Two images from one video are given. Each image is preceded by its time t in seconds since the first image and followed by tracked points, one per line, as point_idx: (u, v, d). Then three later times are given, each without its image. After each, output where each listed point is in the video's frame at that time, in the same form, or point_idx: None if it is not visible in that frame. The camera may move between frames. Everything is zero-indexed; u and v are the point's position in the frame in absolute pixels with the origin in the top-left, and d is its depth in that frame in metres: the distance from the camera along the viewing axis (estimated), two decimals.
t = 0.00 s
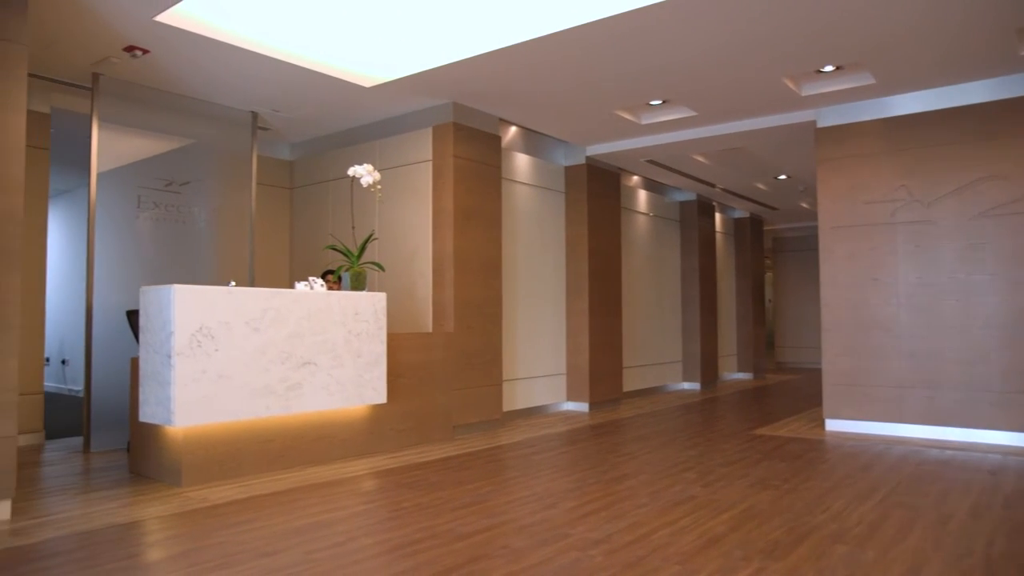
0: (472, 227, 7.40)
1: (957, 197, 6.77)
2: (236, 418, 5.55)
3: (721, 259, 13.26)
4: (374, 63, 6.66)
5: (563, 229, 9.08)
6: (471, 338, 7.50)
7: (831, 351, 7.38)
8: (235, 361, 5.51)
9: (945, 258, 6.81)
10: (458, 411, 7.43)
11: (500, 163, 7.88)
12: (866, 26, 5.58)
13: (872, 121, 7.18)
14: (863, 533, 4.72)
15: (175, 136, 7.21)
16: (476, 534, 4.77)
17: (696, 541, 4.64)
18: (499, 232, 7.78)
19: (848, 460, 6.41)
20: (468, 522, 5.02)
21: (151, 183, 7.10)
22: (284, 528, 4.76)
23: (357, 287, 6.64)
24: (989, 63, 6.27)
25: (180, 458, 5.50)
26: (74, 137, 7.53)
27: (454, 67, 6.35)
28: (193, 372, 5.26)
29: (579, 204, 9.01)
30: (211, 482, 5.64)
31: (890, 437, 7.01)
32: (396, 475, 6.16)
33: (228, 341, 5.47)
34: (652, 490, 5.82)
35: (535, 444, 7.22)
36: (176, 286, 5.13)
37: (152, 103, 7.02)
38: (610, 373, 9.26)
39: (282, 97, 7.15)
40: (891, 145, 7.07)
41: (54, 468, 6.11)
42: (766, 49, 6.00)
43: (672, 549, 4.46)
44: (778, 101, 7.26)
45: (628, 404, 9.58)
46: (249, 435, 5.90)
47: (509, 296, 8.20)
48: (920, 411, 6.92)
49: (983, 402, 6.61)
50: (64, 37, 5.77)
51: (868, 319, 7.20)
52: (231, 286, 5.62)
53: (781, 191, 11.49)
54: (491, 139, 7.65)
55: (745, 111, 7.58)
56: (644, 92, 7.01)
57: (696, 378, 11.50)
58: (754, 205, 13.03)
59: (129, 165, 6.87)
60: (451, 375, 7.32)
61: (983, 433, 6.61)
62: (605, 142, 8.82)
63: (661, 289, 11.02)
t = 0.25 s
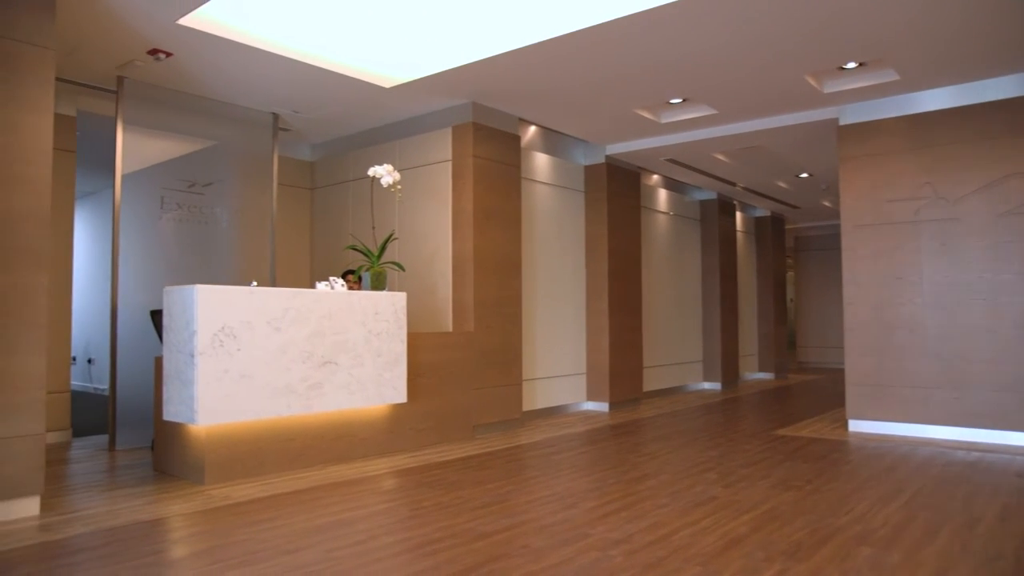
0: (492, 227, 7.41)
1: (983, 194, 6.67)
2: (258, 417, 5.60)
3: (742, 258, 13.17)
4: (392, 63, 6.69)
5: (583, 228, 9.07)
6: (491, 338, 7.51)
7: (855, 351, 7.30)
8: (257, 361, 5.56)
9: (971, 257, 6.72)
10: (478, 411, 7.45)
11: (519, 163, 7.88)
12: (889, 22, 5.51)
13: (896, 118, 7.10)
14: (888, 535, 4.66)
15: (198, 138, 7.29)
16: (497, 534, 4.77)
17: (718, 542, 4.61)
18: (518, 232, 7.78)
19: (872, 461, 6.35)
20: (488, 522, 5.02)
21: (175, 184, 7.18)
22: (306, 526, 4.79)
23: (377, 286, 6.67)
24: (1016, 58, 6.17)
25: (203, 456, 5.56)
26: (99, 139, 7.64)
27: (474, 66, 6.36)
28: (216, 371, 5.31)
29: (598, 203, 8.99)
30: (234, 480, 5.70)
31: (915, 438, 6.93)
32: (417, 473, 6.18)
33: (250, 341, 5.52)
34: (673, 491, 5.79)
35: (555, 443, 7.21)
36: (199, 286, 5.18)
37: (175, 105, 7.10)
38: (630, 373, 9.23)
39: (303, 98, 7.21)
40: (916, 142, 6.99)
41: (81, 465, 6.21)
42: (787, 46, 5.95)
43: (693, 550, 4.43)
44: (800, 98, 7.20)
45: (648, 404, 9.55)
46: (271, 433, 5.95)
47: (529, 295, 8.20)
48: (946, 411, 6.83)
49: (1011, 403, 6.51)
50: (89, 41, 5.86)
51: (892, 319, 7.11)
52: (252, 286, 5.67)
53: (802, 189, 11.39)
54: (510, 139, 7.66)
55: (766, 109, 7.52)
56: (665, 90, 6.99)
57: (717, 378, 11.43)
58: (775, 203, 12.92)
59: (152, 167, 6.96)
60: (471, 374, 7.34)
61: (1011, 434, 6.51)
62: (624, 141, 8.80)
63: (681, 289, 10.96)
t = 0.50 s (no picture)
0: (512, 227, 7.42)
1: (1011, 192, 6.57)
2: (279, 416, 5.64)
3: (763, 257, 13.08)
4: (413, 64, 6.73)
5: (602, 228, 9.05)
6: (511, 337, 7.52)
7: (879, 351, 7.23)
8: (278, 360, 5.60)
9: (998, 255, 6.61)
10: (498, 410, 7.47)
11: (539, 162, 7.88)
12: (913, 18, 5.45)
13: (921, 115, 7.01)
14: (913, 538, 4.60)
15: (220, 139, 7.37)
16: (517, 533, 4.77)
17: (739, 543, 4.57)
18: (538, 231, 7.78)
19: (896, 462, 6.28)
20: (508, 521, 5.02)
21: (197, 185, 7.26)
22: (327, 525, 4.82)
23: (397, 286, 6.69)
24: None
25: (226, 455, 5.62)
26: (124, 142, 7.74)
27: (493, 67, 6.37)
28: (238, 370, 5.36)
29: (618, 203, 8.97)
30: (256, 478, 5.75)
31: (941, 439, 6.84)
32: (437, 473, 6.20)
33: (272, 340, 5.56)
34: (694, 491, 5.76)
35: (575, 443, 7.20)
36: (221, 285, 5.23)
37: (198, 107, 7.18)
38: (650, 373, 9.20)
39: (324, 99, 7.26)
40: (941, 139, 6.90)
41: (107, 463, 6.30)
42: (808, 44, 5.90)
43: (714, 551, 4.40)
44: (822, 96, 7.14)
45: (668, 404, 9.51)
46: (293, 432, 5.99)
47: (548, 295, 8.20)
48: (973, 412, 6.73)
49: None
50: (114, 45, 5.94)
51: (917, 318, 7.03)
52: (273, 286, 5.71)
53: (824, 188, 11.27)
54: (530, 139, 7.66)
55: (787, 106, 7.47)
56: (685, 89, 6.95)
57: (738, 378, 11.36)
58: (797, 202, 12.80)
59: (176, 168, 7.03)
60: (491, 374, 7.35)
61: None
62: (644, 140, 8.77)
63: (702, 288, 10.90)
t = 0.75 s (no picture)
0: (529, 227, 7.42)
1: None
2: (298, 415, 5.67)
3: (782, 256, 13.00)
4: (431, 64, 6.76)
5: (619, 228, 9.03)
6: (528, 337, 7.52)
7: (900, 351, 7.16)
8: (296, 359, 5.64)
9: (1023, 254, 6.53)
10: (515, 410, 7.47)
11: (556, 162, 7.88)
12: (933, 15, 5.39)
13: (943, 112, 6.93)
14: (936, 540, 4.55)
15: (239, 140, 7.42)
16: (535, 533, 4.76)
17: (758, 545, 4.54)
18: (555, 231, 7.78)
19: (917, 464, 6.21)
20: (525, 521, 5.02)
21: (216, 186, 7.32)
22: (345, 524, 4.84)
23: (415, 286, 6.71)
24: None
25: (244, 454, 5.66)
26: (145, 143, 7.83)
27: (510, 66, 6.37)
28: (256, 370, 5.39)
29: (635, 202, 8.95)
30: (275, 477, 5.79)
31: (964, 440, 6.76)
32: (455, 472, 6.20)
33: (290, 340, 5.59)
34: (712, 492, 5.73)
35: (592, 443, 7.19)
36: (239, 285, 5.27)
37: (217, 109, 7.24)
38: (667, 373, 9.16)
39: (341, 100, 7.30)
40: (964, 136, 6.82)
41: (128, 461, 6.37)
42: (826, 42, 5.86)
43: (733, 552, 4.37)
44: (841, 94, 7.10)
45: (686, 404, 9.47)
46: (311, 431, 6.02)
47: (565, 294, 8.19)
48: (997, 413, 6.65)
49: None
50: (134, 48, 6.00)
51: (940, 318, 6.95)
52: (291, 286, 5.74)
53: (844, 186, 11.18)
54: (547, 138, 7.65)
55: (806, 104, 7.42)
56: (704, 88, 6.93)
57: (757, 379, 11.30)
58: (816, 201, 12.70)
59: (195, 169, 7.09)
60: (508, 373, 7.36)
61: None
62: (661, 140, 8.75)
63: (719, 288, 10.85)
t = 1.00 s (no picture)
0: (544, 226, 7.42)
1: None
2: (314, 415, 5.69)
3: (798, 256, 12.92)
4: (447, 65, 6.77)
5: (634, 227, 9.01)
6: (544, 337, 7.52)
7: (919, 351, 7.11)
8: (312, 359, 5.66)
9: None
10: (530, 410, 7.47)
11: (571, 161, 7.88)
12: (951, 11, 5.34)
13: (962, 110, 6.87)
14: (955, 542, 4.50)
15: (255, 141, 7.47)
16: (550, 534, 4.75)
17: (774, 546, 4.51)
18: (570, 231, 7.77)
19: (937, 465, 6.15)
20: (541, 521, 5.01)
21: (233, 187, 7.37)
22: (361, 523, 4.85)
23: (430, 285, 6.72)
24: None
25: (261, 453, 5.69)
26: (163, 145, 7.89)
27: (525, 66, 6.38)
28: (272, 370, 5.42)
29: (650, 202, 8.93)
30: (290, 476, 5.81)
31: (985, 441, 6.70)
32: (470, 472, 6.21)
33: (306, 340, 5.62)
34: (728, 492, 5.70)
35: (607, 443, 7.17)
36: (255, 285, 5.30)
37: (234, 110, 7.30)
38: (683, 373, 9.13)
39: (357, 101, 7.33)
40: (983, 134, 6.75)
41: (146, 459, 6.42)
42: (843, 39, 5.83)
43: (749, 553, 4.35)
44: (858, 92, 7.05)
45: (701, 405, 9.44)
46: (326, 431, 6.05)
47: (580, 294, 8.18)
48: (1018, 414, 6.57)
49: None
50: (152, 50, 6.06)
51: (959, 317, 6.89)
52: (307, 285, 5.77)
53: (860, 185, 11.09)
54: (561, 138, 7.65)
55: (823, 103, 7.38)
56: (720, 86, 6.90)
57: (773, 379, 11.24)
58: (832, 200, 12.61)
59: (211, 170, 7.15)
60: (523, 373, 7.36)
61: None
62: (677, 139, 8.73)
63: (735, 288, 10.80)
